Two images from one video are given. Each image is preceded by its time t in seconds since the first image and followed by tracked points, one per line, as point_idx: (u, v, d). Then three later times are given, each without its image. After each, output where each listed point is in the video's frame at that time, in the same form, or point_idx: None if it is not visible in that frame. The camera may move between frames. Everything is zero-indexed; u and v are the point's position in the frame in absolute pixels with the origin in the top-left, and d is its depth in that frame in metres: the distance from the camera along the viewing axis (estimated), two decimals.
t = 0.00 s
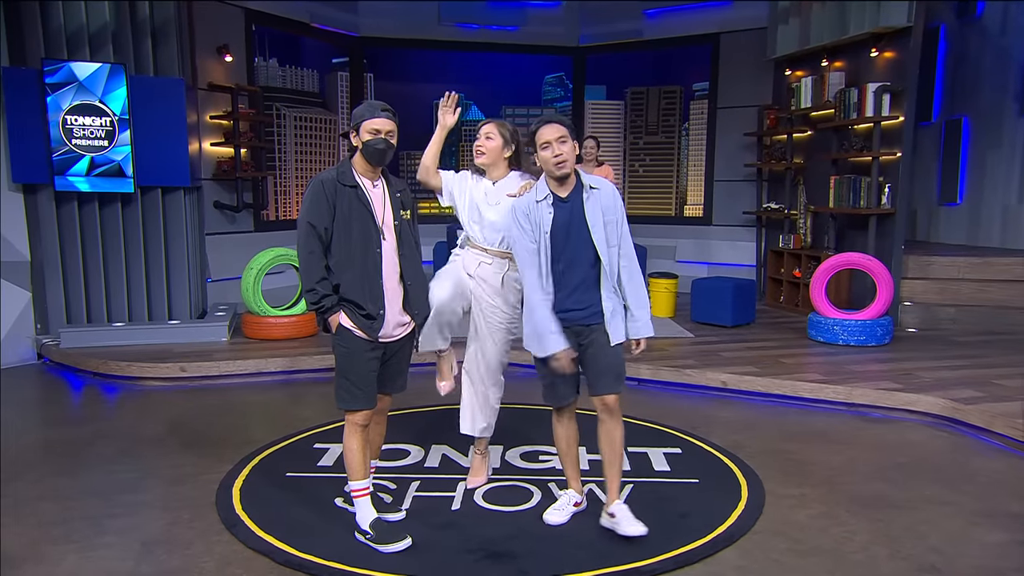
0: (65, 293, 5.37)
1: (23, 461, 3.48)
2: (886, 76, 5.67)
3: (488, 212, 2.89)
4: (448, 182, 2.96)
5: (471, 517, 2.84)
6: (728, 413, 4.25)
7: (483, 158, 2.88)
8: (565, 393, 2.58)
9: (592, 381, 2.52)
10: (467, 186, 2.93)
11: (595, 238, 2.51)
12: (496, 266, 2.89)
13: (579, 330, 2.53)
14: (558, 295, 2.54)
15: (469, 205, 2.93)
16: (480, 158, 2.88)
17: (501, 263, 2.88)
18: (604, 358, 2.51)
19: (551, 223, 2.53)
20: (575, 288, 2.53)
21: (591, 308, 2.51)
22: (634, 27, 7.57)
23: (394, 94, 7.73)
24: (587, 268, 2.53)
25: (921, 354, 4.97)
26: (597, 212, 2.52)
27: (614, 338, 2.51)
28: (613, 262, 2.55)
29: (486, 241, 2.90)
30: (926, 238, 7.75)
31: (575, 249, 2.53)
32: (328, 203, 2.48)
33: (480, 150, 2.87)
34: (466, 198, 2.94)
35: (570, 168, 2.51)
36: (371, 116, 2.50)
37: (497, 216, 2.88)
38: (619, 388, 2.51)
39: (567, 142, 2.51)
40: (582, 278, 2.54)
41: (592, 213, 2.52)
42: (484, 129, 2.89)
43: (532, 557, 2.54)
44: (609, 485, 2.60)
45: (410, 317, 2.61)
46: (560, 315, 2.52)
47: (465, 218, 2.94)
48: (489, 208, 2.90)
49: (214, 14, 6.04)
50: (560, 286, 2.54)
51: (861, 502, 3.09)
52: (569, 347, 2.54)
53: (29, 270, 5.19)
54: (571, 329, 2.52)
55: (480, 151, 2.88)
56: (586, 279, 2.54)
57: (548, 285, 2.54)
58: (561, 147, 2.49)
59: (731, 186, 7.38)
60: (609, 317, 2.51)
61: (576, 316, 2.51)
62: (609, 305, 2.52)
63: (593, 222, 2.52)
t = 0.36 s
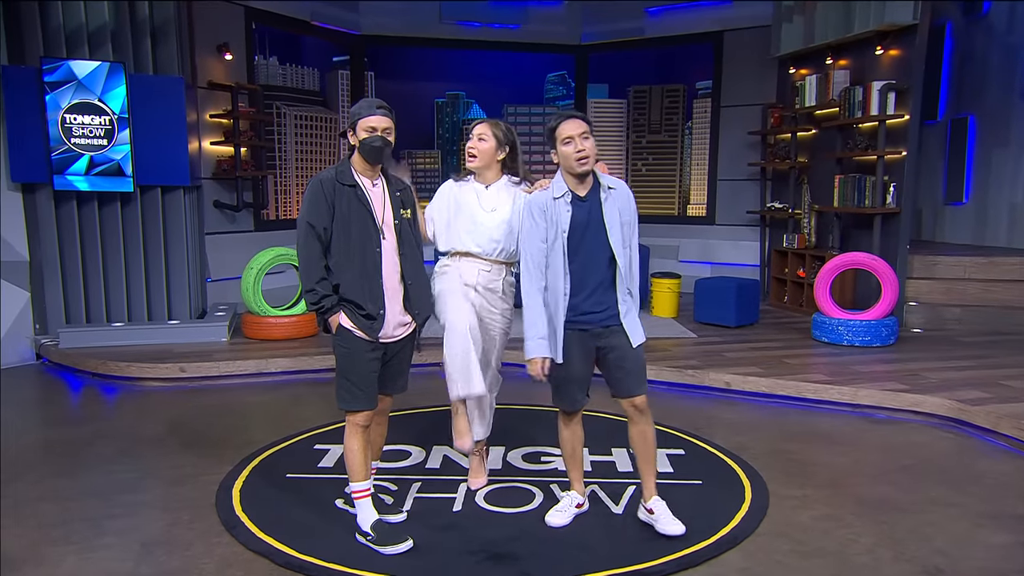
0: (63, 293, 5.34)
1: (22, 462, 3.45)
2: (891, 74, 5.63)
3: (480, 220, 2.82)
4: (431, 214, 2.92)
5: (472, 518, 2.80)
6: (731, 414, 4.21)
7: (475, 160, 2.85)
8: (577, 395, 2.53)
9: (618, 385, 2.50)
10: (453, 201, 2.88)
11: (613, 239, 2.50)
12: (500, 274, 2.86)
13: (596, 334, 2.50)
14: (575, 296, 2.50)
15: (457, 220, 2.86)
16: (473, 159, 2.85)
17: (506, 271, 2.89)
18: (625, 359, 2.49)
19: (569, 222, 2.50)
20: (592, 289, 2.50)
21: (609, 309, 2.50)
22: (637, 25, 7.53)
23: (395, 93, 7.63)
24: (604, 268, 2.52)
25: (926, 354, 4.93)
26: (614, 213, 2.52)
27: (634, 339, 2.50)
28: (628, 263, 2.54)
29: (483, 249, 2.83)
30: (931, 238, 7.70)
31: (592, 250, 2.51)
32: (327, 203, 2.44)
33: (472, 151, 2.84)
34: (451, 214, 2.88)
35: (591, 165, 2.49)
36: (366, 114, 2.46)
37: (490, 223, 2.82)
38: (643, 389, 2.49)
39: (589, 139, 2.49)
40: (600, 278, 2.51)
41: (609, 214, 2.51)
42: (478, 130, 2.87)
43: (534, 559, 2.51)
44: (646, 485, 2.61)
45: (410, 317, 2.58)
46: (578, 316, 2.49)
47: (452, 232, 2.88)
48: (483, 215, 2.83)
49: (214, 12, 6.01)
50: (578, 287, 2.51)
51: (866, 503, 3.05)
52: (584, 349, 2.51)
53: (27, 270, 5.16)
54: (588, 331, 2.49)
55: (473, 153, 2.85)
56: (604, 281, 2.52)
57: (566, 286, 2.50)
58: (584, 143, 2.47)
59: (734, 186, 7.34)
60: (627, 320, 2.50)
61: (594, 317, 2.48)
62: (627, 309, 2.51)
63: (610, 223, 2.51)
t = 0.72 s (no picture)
0: (60, 293, 5.31)
1: (19, 463, 3.41)
2: (893, 72, 5.60)
3: (461, 240, 2.50)
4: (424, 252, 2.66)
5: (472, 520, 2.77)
6: (734, 415, 4.18)
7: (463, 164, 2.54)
8: (600, 402, 2.50)
9: (634, 394, 2.46)
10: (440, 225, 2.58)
11: (647, 242, 2.39)
12: (488, 300, 2.50)
13: (619, 343, 2.46)
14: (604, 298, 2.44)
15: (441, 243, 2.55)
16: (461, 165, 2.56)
17: (502, 299, 2.53)
18: (648, 367, 2.43)
19: (602, 219, 2.42)
20: (620, 293, 2.43)
21: (637, 315, 2.42)
22: (638, 23, 7.50)
23: (394, 92, 7.58)
24: (637, 270, 2.42)
25: (929, 355, 4.89)
26: (652, 214, 2.39)
27: (656, 351, 2.40)
28: (664, 268, 2.41)
29: (469, 271, 2.49)
30: (934, 238, 7.68)
31: (623, 253, 2.42)
32: (313, 203, 2.42)
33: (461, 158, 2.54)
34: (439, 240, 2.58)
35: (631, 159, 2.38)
36: (352, 113, 2.42)
37: (472, 243, 2.48)
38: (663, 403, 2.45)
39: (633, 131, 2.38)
40: (633, 281, 2.43)
41: (646, 215, 2.39)
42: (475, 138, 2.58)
43: (535, 562, 2.47)
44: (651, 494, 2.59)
45: (401, 318, 2.53)
46: (604, 317, 2.44)
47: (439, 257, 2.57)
48: (464, 234, 2.51)
49: (212, 9, 5.97)
50: (606, 286, 2.45)
51: (869, 505, 3.02)
52: (609, 353, 2.47)
53: (24, 270, 5.13)
54: (612, 335, 2.43)
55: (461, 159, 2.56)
56: (636, 285, 2.43)
57: (593, 286, 2.45)
58: (627, 135, 2.37)
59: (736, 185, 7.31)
60: (657, 329, 2.39)
61: (620, 321, 2.42)
62: (660, 317, 2.39)
63: (645, 225, 2.39)
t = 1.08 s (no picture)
0: (57, 293, 5.28)
1: (15, 464, 3.38)
2: (896, 70, 5.58)
3: (487, 229, 2.34)
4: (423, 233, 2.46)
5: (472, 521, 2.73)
6: (736, 416, 4.14)
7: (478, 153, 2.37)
8: (607, 403, 2.43)
9: (648, 400, 2.40)
10: (454, 209, 2.39)
11: (673, 245, 2.34)
12: (508, 291, 2.38)
13: (634, 343, 2.40)
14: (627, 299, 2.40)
15: (459, 230, 2.37)
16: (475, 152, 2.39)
17: (521, 288, 2.42)
18: (662, 373, 2.39)
19: (629, 216, 2.39)
20: (643, 295, 2.38)
21: (654, 318, 2.36)
22: (639, 21, 7.46)
23: (394, 91, 7.56)
24: (661, 273, 2.37)
25: (933, 355, 4.86)
26: (680, 218, 2.35)
27: (678, 358, 2.37)
28: (690, 273, 2.37)
29: (488, 261, 2.36)
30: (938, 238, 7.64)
31: (649, 254, 2.38)
32: (279, 204, 2.39)
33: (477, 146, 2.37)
34: (451, 224, 2.39)
35: (655, 163, 2.32)
36: (314, 108, 2.38)
37: (500, 234, 2.34)
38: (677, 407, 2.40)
39: (658, 132, 2.29)
40: (656, 284, 2.38)
41: (673, 217, 2.35)
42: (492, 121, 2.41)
43: (536, 564, 2.43)
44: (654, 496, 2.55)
45: (376, 319, 2.46)
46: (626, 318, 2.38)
47: (453, 243, 2.40)
48: (489, 223, 2.35)
49: (211, 7, 5.94)
50: (629, 286, 2.40)
51: (874, 507, 2.98)
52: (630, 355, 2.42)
53: (21, 270, 5.10)
54: (631, 336, 2.39)
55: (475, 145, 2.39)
56: (659, 288, 2.37)
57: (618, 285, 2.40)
58: (648, 137, 2.30)
59: (737, 185, 7.27)
60: (678, 336, 2.36)
61: (639, 323, 2.37)
62: (682, 323, 2.35)
63: (673, 229, 2.35)
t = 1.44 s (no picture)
0: (58, 293, 5.28)
1: (16, 464, 3.38)
2: (899, 70, 5.57)
3: (540, 233, 2.29)
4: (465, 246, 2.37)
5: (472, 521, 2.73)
6: (738, 416, 4.13)
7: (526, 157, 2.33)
8: (614, 404, 2.38)
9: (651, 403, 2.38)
10: (501, 215, 2.33)
11: (677, 247, 2.33)
12: (557, 296, 2.34)
13: (634, 343, 2.38)
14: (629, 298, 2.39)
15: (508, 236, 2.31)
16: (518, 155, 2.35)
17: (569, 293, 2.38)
18: (659, 376, 2.38)
19: (634, 211, 2.39)
20: (645, 295, 2.37)
21: (654, 320, 2.35)
22: (640, 21, 7.46)
23: (396, 91, 7.55)
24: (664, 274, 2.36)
25: (935, 356, 4.85)
26: (687, 220, 2.33)
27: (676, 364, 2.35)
28: (693, 276, 2.36)
29: (539, 265, 2.31)
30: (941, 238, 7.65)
31: (653, 253, 2.36)
32: (238, 204, 2.34)
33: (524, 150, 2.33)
34: (498, 230, 2.34)
35: (658, 167, 2.31)
36: (269, 106, 2.28)
37: (553, 237, 2.30)
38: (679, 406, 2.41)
39: (662, 135, 2.25)
40: (657, 285, 2.36)
41: (680, 219, 2.33)
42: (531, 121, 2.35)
43: (536, 564, 2.43)
44: (655, 497, 2.55)
45: (339, 321, 2.40)
46: (627, 318, 2.37)
47: (499, 249, 2.34)
48: (539, 225, 2.29)
49: (213, 7, 5.93)
50: (631, 285, 2.39)
51: (874, 507, 2.98)
52: (630, 355, 2.39)
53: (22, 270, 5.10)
54: (631, 336, 2.37)
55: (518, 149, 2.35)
56: (662, 289, 2.36)
57: (621, 282, 2.40)
58: (651, 141, 2.27)
59: (739, 185, 7.27)
60: (678, 340, 2.35)
61: (639, 323, 2.36)
62: (681, 327, 2.34)
63: (678, 230, 2.34)
